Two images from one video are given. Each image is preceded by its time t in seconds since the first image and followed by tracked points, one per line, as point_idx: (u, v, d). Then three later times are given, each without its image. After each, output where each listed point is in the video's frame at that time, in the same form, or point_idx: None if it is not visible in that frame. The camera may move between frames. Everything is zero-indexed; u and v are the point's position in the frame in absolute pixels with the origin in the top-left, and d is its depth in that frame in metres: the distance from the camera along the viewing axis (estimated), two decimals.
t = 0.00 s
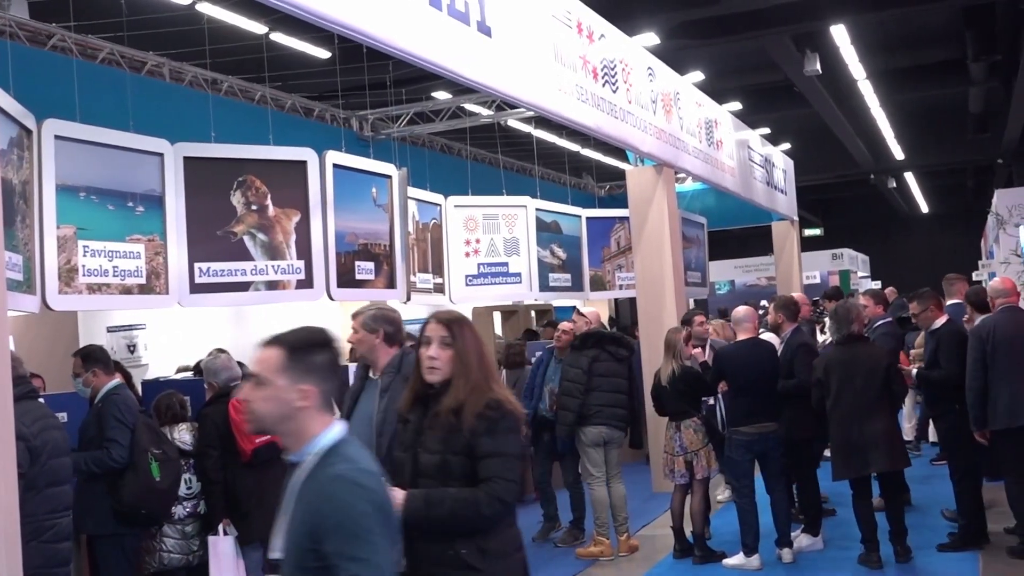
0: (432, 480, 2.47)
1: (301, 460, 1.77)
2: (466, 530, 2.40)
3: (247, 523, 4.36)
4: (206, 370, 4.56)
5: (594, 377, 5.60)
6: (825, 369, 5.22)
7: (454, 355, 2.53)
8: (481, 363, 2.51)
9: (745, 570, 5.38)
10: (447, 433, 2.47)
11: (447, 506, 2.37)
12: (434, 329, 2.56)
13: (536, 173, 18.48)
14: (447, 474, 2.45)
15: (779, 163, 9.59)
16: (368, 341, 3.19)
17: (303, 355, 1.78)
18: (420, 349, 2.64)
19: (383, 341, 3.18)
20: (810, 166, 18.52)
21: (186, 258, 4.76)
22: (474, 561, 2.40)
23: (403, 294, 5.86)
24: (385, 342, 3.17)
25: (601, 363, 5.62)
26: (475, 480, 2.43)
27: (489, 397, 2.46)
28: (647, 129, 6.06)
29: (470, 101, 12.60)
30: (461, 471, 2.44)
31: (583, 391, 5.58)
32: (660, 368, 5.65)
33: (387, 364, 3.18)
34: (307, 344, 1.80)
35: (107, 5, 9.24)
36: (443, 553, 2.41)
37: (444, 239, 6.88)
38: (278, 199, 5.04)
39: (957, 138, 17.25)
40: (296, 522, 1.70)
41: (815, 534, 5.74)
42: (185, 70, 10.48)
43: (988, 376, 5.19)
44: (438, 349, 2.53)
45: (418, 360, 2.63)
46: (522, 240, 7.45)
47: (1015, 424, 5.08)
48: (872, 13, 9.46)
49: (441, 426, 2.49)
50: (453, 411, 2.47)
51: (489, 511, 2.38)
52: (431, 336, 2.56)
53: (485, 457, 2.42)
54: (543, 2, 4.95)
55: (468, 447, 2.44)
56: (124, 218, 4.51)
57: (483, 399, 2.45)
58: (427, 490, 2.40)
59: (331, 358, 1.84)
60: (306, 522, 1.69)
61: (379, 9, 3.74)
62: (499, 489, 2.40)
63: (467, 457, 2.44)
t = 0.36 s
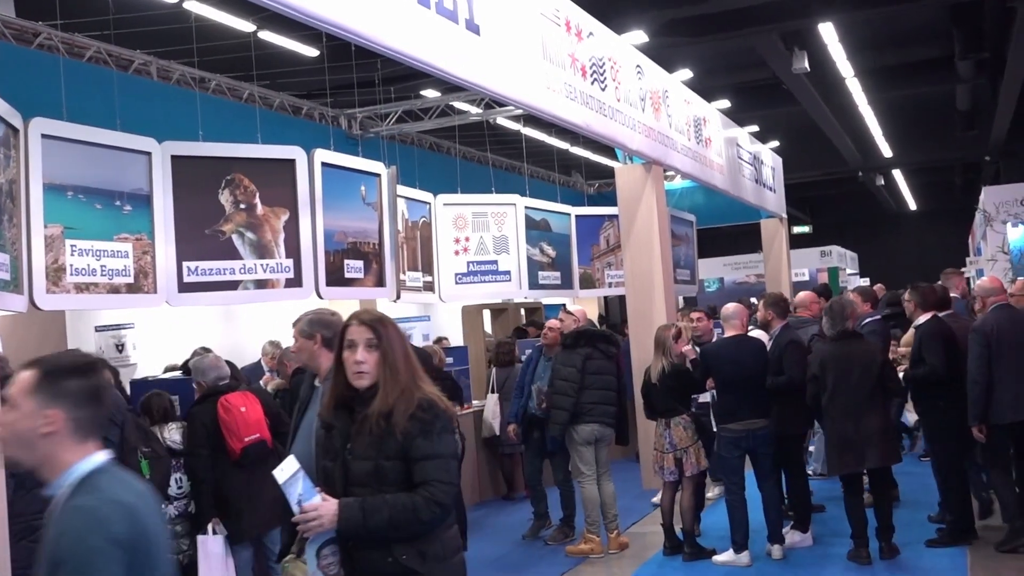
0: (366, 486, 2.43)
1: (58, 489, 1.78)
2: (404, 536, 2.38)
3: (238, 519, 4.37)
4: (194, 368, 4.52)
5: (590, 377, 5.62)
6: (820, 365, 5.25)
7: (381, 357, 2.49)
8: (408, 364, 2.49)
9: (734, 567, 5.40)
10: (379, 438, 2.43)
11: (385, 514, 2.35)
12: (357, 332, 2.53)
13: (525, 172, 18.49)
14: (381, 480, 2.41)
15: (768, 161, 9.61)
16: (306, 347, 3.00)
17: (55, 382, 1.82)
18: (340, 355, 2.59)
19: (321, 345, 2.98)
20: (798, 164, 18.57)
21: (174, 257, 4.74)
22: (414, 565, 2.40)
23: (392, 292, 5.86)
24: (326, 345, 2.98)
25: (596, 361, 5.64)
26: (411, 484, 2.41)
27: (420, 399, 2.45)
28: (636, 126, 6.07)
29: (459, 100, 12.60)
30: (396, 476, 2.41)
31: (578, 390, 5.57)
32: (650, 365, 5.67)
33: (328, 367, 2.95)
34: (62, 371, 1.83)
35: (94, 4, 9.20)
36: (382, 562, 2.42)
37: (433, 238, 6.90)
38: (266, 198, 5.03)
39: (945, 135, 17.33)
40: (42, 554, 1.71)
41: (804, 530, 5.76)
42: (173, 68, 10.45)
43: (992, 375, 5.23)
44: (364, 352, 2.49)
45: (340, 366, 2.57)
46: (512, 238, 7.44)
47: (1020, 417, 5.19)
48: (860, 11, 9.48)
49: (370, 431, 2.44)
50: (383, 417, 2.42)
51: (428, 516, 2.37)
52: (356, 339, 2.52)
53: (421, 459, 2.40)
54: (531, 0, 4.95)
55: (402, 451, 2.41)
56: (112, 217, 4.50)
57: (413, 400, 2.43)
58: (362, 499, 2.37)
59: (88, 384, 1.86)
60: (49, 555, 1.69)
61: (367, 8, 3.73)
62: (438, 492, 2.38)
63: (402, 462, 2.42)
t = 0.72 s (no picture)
0: (309, 510, 2.17)
1: None
2: (350, 564, 2.15)
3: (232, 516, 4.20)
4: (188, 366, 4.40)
5: (585, 373, 5.62)
6: (822, 363, 5.30)
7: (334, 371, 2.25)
8: (365, 380, 2.24)
9: (727, 563, 5.41)
10: (329, 459, 2.17)
11: (330, 541, 2.11)
12: (309, 342, 2.28)
13: (517, 169, 18.48)
14: (327, 504, 2.15)
15: (760, 158, 9.62)
16: (249, 346, 2.92)
17: None
18: (292, 366, 2.34)
19: (267, 342, 2.91)
20: (790, 161, 18.59)
21: (166, 255, 4.74)
22: None
23: (385, 289, 5.85)
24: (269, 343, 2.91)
25: (589, 358, 5.64)
26: (360, 512, 2.17)
27: (377, 419, 2.20)
28: (628, 123, 6.08)
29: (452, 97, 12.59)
30: (345, 501, 2.16)
31: (571, 387, 5.57)
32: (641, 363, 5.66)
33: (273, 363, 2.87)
34: None
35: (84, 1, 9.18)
36: None
37: (426, 233, 6.93)
38: (258, 195, 5.02)
39: (936, 131, 17.35)
40: None
41: (797, 526, 5.78)
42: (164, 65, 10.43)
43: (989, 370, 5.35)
44: (315, 365, 2.25)
45: (290, 378, 2.34)
46: (504, 235, 7.44)
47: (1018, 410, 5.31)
48: (851, 8, 9.49)
49: (319, 451, 2.18)
50: (336, 436, 2.17)
51: (376, 546, 2.13)
52: (306, 350, 2.27)
53: (373, 486, 2.14)
54: None
55: (353, 475, 2.16)
56: (105, 215, 4.50)
57: (370, 421, 2.18)
58: (307, 523, 2.14)
59: None
60: None
61: (359, 6, 3.72)
62: (389, 522, 2.14)
63: (351, 486, 2.16)
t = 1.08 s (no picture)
0: (250, 510, 2.01)
1: None
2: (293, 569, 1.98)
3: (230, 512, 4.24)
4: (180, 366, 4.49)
5: (575, 373, 5.62)
6: (824, 359, 5.31)
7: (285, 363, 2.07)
8: (319, 373, 2.06)
9: (722, 560, 5.42)
10: (274, 456, 2.00)
11: (268, 543, 1.95)
12: (258, 329, 2.10)
13: (512, 167, 18.49)
14: (270, 505, 1.99)
15: (753, 156, 9.62)
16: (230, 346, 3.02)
17: None
18: (242, 356, 2.17)
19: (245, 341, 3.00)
20: (784, 159, 18.61)
21: (160, 254, 4.74)
22: None
23: (380, 288, 5.84)
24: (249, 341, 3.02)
25: (580, 357, 5.64)
26: (306, 514, 2.00)
27: (326, 416, 2.01)
28: (622, 122, 6.08)
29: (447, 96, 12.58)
30: (288, 502, 1.99)
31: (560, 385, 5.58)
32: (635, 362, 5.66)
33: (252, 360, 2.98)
34: None
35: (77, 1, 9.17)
36: None
37: (420, 231, 6.95)
38: (251, 194, 5.01)
39: (930, 129, 17.37)
40: None
41: (791, 523, 5.78)
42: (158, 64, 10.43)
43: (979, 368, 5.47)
44: (264, 354, 2.07)
45: (241, 369, 2.15)
46: (498, 233, 7.45)
47: (997, 406, 5.47)
48: (844, 6, 9.50)
49: (265, 446, 2.01)
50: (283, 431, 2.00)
51: (318, 552, 1.95)
52: (255, 338, 2.09)
53: (318, 487, 1.97)
54: None
55: (298, 474, 1.99)
56: (98, 214, 4.49)
57: (321, 418, 2.00)
58: (246, 522, 1.97)
59: None
60: None
61: (350, 5, 3.71)
62: (334, 527, 1.96)
63: (296, 486, 1.99)
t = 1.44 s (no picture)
0: (182, 542, 1.90)
1: None
2: None
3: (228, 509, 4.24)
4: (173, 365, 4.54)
5: (567, 373, 5.62)
6: (816, 353, 5.30)
7: (220, 378, 1.99)
8: (255, 389, 1.99)
9: (719, 560, 5.43)
10: (204, 481, 1.89)
11: None
12: (187, 345, 2.01)
13: (509, 167, 18.49)
14: (201, 534, 1.88)
15: (750, 155, 9.63)
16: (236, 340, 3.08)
17: None
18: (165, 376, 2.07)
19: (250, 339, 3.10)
20: (780, 158, 18.61)
21: (157, 254, 4.74)
22: None
23: (377, 289, 5.84)
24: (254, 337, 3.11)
25: (571, 358, 5.64)
26: (242, 542, 1.89)
27: (260, 433, 1.92)
28: (619, 122, 6.08)
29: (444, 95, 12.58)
30: (222, 530, 1.88)
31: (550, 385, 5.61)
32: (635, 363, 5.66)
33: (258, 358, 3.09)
34: None
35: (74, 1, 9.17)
36: None
37: (416, 230, 6.97)
38: (249, 194, 5.00)
39: (926, 128, 17.38)
40: None
41: (788, 523, 5.79)
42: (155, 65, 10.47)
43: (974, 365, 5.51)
44: (195, 370, 1.98)
45: (166, 390, 2.05)
46: (495, 234, 7.45)
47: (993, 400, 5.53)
48: (840, 5, 9.51)
49: (194, 471, 1.91)
50: (211, 454, 1.90)
51: None
52: (185, 354, 2.01)
53: (253, 513, 1.87)
54: None
55: (231, 500, 1.88)
56: (95, 215, 4.49)
57: (255, 436, 1.91)
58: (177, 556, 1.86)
59: None
60: None
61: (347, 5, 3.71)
62: (273, 554, 1.87)
63: (229, 513, 1.88)
